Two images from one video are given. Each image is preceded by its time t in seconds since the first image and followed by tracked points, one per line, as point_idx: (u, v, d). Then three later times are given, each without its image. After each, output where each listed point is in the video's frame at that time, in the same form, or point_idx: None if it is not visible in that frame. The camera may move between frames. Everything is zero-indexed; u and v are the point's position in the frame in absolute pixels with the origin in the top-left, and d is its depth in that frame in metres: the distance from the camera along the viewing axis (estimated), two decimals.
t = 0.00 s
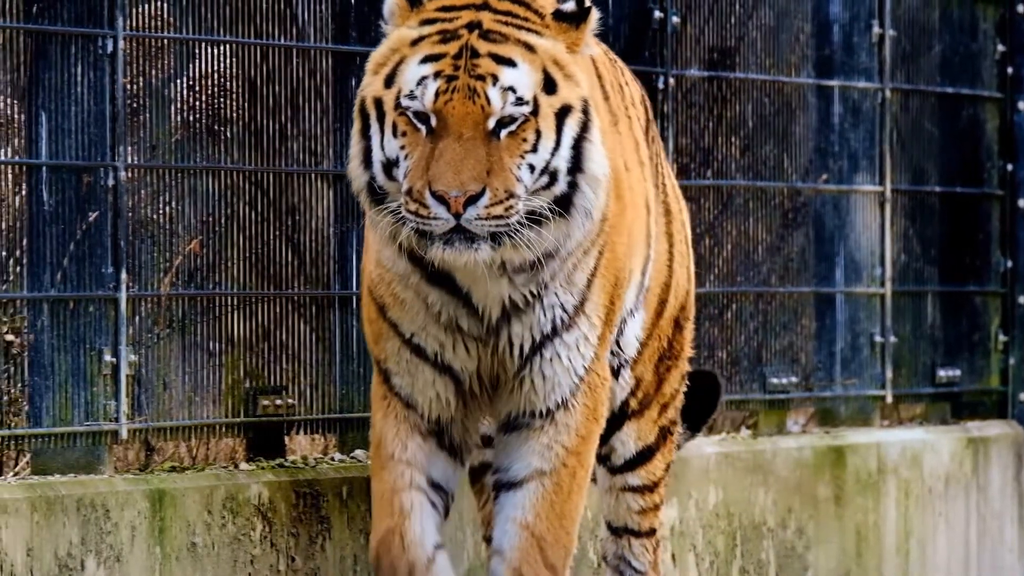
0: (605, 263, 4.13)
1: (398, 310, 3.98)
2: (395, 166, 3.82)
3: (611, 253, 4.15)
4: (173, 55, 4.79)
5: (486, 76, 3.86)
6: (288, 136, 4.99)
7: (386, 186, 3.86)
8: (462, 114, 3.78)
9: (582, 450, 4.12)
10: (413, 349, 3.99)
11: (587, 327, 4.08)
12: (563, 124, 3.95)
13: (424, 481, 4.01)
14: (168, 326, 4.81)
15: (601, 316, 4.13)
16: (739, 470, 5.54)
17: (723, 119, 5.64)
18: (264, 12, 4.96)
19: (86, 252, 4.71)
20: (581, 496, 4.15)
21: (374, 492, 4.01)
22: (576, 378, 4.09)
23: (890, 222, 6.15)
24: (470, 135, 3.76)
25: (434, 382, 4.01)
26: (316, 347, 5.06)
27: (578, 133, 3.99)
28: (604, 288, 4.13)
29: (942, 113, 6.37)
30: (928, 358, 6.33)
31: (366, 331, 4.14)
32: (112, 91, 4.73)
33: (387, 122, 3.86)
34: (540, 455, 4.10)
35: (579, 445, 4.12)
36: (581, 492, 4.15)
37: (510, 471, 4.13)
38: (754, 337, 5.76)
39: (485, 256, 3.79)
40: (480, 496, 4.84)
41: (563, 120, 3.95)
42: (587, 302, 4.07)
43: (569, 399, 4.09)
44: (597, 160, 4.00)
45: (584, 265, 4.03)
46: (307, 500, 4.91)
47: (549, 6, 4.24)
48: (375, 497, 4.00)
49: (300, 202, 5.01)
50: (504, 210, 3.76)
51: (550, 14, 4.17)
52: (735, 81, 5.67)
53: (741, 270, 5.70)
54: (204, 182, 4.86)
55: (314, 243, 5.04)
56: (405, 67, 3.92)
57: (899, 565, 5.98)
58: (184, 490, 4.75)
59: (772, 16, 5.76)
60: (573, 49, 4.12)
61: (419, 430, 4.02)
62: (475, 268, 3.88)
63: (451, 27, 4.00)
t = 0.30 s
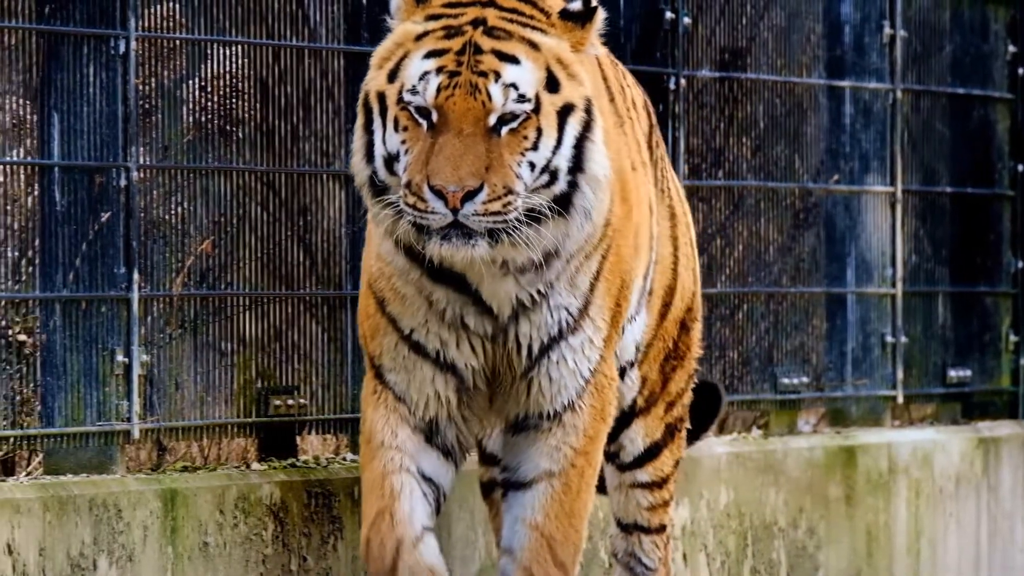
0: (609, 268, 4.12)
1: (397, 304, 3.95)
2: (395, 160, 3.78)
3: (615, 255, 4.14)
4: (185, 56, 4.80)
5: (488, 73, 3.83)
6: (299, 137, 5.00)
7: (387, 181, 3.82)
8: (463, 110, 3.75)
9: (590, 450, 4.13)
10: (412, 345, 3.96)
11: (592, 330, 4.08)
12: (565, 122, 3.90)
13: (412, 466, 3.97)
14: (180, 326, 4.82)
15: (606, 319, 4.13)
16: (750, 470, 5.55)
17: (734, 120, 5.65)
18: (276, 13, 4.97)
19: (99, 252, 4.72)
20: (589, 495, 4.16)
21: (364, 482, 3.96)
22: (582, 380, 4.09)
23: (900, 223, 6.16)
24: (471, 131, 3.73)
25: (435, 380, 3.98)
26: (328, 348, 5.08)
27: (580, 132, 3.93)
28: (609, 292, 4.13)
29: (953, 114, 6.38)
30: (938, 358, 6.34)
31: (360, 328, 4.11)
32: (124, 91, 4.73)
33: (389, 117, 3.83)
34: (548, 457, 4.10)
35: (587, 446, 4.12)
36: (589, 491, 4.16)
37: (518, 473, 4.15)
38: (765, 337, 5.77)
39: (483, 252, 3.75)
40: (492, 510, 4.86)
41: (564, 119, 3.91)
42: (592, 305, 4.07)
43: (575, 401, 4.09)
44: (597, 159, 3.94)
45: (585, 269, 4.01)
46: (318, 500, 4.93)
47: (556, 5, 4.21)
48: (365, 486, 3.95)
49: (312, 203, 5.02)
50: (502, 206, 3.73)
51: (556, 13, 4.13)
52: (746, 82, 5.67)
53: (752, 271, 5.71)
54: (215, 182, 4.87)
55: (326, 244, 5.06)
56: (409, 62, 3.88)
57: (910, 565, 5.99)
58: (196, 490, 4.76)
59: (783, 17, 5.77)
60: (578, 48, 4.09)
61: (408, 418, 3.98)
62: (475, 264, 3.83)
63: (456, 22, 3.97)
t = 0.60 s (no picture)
0: (612, 272, 4.14)
1: (403, 301, 3.94)
2: (396, 156, 3.79)
3: (619, 258, 4.16)
4: (198, 57, 4.82)
5: (491, 71, 3.85)
6: (311, 138, 5.04)
7: (388, 177, 3.84)
8: (465, 107, 3.76)
9: (597, 451, 4.14)
10: (418, 343, 3.95)
11: (596, 334, 4.10)
12: (566, 124, 3.91)
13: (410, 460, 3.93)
14: (193, 327, 4.84)
15: (610, 322, 4.14)
16: (760, 470, 5.58)
17: (744, 121, 5.68)
18: (288, 14, 5.00)
19: (112, 253, 4.75)
20: (597, 495, 4.17)
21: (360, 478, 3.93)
22: (587, 383, 4.10)
23: (910, 223, 6.19)
24: (472, 128, 3.74)
25: (440, 380, 3.98)
26: (340, 347, 5.11)
27: (580, 133, 3.94)
28: (613, 296, 4.15)
29: (962, 115, 6.40)
30: (947, 358, 6.36)
31: (360, 324, 4.08)
32: (137, 93, 4.76)
33: (392, 113, 3.85)
34: (555, 459, 4.12)
35: (594, 447, 4.13)
36: (597, 491, 4.17)
37: (526, 475, 4.17)
38: (775, 338, 5.80)
39: (482, 249, 3.76)
40: (502, 511, 4.88)
41: (565, 120, 3.92)
42: (596, 309, 4.09)
43: (581, 403, 4.11)
44: (598, 161, 3.95)
45: (587, 274, 4.03)
46: (331, 499, 4.96)
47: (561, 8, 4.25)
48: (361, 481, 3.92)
49: (324, 204, 5.05)
50: (501, 203, 3.73)
51: (561, 15, 4.16)
52: (756, 83, 5.70)
53: (762, 271, 5.73)
54: (228, 183, 4.90)
55: (338, 245, 5.08)
56: (412, 59, 3.91)
57: (919, 564, 6.01)
58: (208, 489, 4.78)
59: (793, 19, 5.79)
60: (581, 51, 4.11)
61: (405, 414, 3.95)
62: (476, 262, 3.85)
63: (460, 21, 4.00)
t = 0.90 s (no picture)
0: (611, 279, 4.15)
1: (414, 296, 3.96)
2: (397, 155, 3.83)
3: (618, 263, 4.18)
4: (211, 59, 4.87)
5: (492, 73, 3.88)
6: (323, 139, 5.10)
7: (388, 175, 3.88)
8: (466, 108, 3.80)
9: (601, 453, 4.17)
10: (428, 339, 3.98)
11: (595, 341, 4.12)
12: (566, 127, 3.94)
13: (416, 461, 3.92)
14: (206, 327, 4.88)
15: (610, 328, 4.16)
16: (769, 469, 5.62)
17: (753, 122, 5.72)
18: (301, 17, 5.05)
19: (126, 253, 4.78)
20: (603, 494, 4.20)
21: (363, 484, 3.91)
22: (588, 387, 4.13)
23: (917, 224, 6.23)
24: (473, 128, 3.78)
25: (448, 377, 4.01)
26: (351, 346, 5.16)
27: (581, 137, 3.97)
28: (612, 303, 4.16)
29: (969, 117, 6.44)
30: (954, 358, 6.41)
31: (363, 315, 4.08)
32: (151, 95, 4.80)
33: (394, 112, 3.88)
34: (560, 461, 4.16)
35: (598, 449, 4.16)
36: (603, 491, 4.20)
37: (532, 477, 4.22)
38: (783, 337, 5.85)
39: (481, 249, 3.80)
40: (510, 509, 4.92)
41: (566, 124, 3.95)
42: (594, 314, 4.11)
43: (583, 407, 4.14)
44: (598, 164, 3.99)
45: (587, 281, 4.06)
46: (343, 498, 5.01)
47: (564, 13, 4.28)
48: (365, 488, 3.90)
49: (336, 205, 5.11)
50: (500, 203, 3.77)
51: (564, 19, 4.20)
52: (765, 85, 5.74)
53: (770, 272, 5.78)
54: (241, 185, 4.94)
55: (350, 245, 5.14)
56: (415, 59, 3.94)
57: (926, 562, 6.05)
58: (222, 488, 4.83)
59: (802, 21, 5.83)
60: (583, 54, 4.14)
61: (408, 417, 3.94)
62: (476, 262, 3.89)
63: (463, 23, 4.03)
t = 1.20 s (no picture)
0: (607, 289, 4.16)
1: (418, 287, 3.97)
2: (397, 159, 3.87)
3: (615, 273, 4.18)
4: (223, 61, 4.92)
5: (492, 78, 3.91)
6: (335, 141, 5.14)
7: (388, 179, 3.91)
8: (465, 113, 3.83)
9: (604, 454, 4.21)
10: (431, 330, 3.99)
11: (589, 350, 4.14)
12: (566, 131, 3.97)
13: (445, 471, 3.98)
14: (218, 327, 4.93)
15: (608, 336, 4.19)
16: (777, 468, 5.66)
17: (761, 124, 5.76)
18: (312, 19, 5.09)
19: (139, 254, 4.82)
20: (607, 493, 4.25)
21: (385, 490, 3.93)
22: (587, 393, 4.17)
23: (924, 225, 6.28)
24: (472, 134, 3.81)
25: (455, 368, 4.01)
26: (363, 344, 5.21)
27: (581, 141, 4.00)
28: (609, 312, 4.18)
29: (976, 118, 6.49)
30: (961, 358, 6.45)
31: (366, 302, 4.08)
32: (164, 97, 4.84)
33: (394, 117, 3.92)
34: (563, 464, 4.20)
35: (602, 450, 4.21)
36: (607, 490, 4.25)
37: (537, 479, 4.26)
38: (791, 337, 5.89)
39: (479, 254, 3.83)
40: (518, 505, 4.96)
41: (565, 128, 3.98)
42: (589, 324, 4.13)
43: (582, 411, 4.17)
44: (598, 168, 4.02)
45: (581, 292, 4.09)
46: (354, 496, 5.06)
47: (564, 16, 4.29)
48: (388, 495, 3.93)
49: (348, 206, 5.16)
50: (499, 208, 3.81)
51: (564, 23, 4.21)
52: (773, 87, 5.78)
53: (778, 272, 5.82)
54: (253, 186, 4.99)
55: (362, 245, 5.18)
56: (416, 63, 3.97)
57: (933, 560, 6.09)
58: (234, 486, 4.87)
59: (809, 23, 5.87)
60: (585, 58, 4.17)
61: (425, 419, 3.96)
62: (477, 268, 3.93)
63: (463, 27, 4.05)
